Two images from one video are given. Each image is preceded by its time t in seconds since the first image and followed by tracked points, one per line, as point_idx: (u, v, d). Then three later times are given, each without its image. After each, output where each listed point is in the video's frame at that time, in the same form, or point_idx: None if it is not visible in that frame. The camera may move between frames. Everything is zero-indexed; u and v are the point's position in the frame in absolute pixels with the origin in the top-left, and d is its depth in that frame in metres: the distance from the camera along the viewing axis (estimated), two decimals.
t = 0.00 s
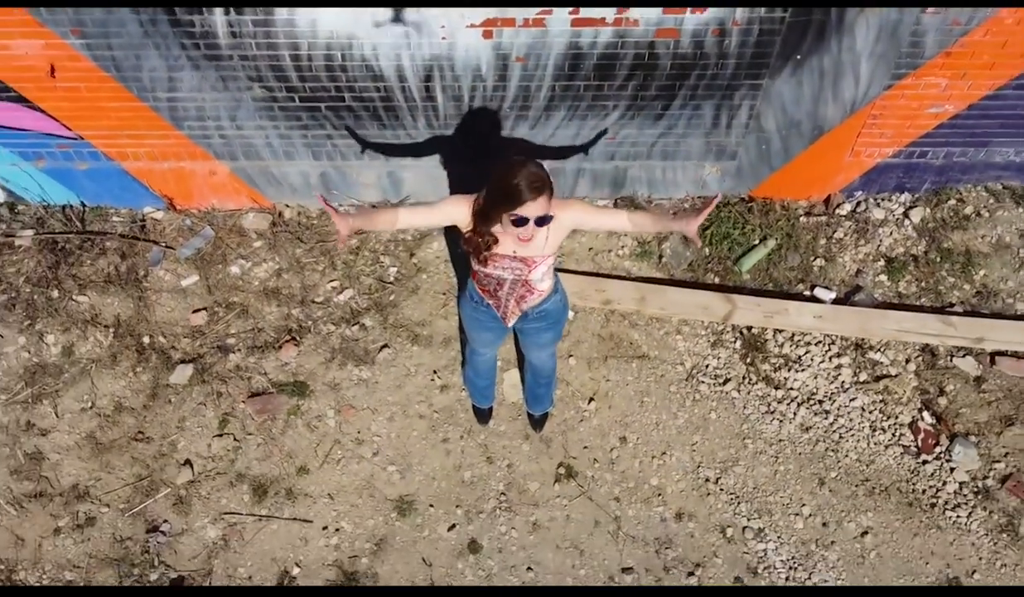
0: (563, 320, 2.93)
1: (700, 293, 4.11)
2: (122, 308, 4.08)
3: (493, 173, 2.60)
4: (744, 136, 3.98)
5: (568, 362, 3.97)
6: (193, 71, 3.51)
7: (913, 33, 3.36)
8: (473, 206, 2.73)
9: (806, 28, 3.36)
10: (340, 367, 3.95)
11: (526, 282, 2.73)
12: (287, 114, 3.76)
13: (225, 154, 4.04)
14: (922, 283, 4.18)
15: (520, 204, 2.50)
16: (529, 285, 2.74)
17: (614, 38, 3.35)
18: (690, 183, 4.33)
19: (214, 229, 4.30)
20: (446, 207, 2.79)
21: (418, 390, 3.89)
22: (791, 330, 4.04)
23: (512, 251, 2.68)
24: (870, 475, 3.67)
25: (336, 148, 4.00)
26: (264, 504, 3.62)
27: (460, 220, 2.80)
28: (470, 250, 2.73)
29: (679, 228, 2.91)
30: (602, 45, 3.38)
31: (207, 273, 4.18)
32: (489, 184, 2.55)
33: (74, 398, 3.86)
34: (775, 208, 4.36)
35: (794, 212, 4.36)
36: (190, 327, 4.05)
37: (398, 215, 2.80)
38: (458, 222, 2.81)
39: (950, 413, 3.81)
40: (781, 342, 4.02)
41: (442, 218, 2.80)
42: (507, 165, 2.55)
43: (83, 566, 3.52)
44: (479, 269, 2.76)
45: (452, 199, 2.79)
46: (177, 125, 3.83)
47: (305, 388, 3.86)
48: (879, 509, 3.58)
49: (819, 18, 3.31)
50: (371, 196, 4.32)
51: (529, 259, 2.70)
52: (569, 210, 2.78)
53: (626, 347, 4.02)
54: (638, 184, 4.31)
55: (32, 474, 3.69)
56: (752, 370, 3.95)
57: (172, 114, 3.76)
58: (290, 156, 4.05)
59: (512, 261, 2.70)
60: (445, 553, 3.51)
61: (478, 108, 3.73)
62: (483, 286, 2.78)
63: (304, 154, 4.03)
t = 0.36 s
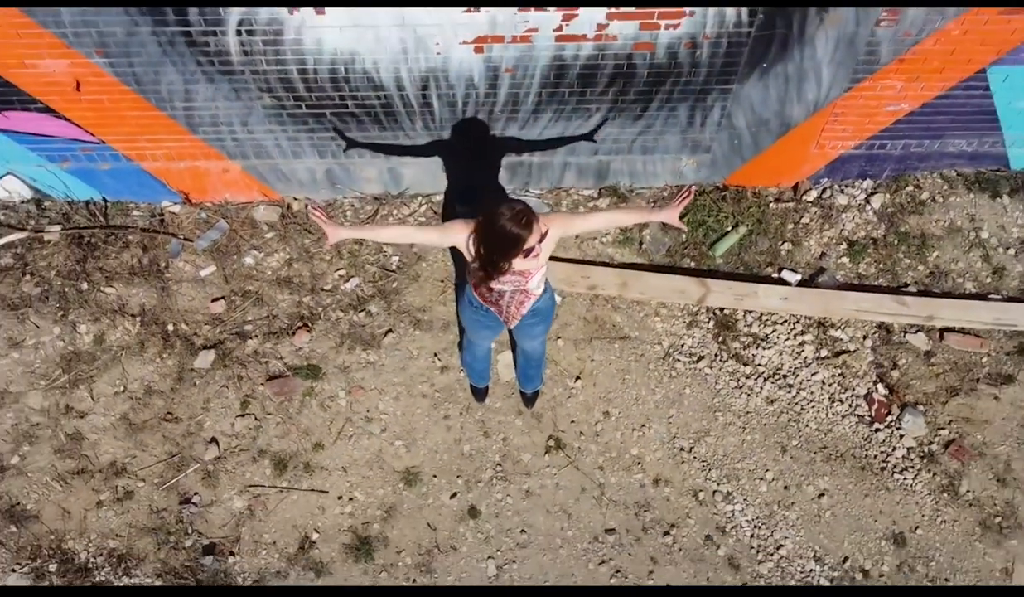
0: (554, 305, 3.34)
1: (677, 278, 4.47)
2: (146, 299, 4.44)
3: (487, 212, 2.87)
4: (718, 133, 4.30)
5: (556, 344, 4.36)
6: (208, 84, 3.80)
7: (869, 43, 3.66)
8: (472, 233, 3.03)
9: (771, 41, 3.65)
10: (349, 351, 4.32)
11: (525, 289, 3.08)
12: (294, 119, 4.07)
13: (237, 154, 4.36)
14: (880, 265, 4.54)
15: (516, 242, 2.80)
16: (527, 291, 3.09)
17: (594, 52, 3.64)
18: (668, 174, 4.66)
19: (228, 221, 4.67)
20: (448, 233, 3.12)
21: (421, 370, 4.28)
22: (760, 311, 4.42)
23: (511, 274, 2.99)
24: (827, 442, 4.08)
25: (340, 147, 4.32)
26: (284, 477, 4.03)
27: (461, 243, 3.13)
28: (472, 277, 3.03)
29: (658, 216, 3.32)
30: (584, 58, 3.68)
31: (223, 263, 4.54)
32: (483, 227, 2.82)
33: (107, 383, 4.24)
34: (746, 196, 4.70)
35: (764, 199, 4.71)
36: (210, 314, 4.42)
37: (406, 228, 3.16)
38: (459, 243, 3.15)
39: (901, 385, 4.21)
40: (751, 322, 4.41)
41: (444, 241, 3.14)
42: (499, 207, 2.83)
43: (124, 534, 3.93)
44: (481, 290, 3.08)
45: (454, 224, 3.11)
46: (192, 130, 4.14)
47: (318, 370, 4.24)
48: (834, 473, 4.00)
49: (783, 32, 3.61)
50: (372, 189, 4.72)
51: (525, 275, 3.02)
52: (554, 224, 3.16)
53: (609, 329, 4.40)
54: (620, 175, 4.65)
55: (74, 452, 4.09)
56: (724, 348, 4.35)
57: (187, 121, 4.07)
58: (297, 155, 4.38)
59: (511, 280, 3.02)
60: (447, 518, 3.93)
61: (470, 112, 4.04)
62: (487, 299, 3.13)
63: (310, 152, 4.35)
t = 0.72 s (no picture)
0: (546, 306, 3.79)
1: (658, 267, 4.83)
2: (169, 291, 4.82)
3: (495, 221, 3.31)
4: (696, 133, 4.63)
5: (548, 330, 4.73)
6: (223, 96, 4.11)
7: (832, 54, 3.96)
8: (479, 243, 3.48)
9: (742, 53, 3.96)
10: (357, 338, 4.70)
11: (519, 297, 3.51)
12: (302, 126, 4.39)
13: (249, 156, 4.69)
14: (847, 252, 4.91)
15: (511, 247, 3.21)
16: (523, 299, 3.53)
17: (580, 65, 3.95)
18: (651, 169, 5.00)
19: (242, 217, 5.04)
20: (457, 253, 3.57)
21: (424, 355, 4.67)
22: (735, 296, 4.80)
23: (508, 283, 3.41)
24: (795, 417, 4.49)
25: (345, 149, 4.64)
26: (301, 454, 4.44)
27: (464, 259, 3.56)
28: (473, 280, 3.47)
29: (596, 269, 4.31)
30: (571, 70, 3.99)
31: (238, 257, 4.93)
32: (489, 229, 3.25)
33: (136, 371, 4.62)
34: (723, 187, 5.05)
35: (740, 190, 5.06)
36: (228, 305, 4.79)
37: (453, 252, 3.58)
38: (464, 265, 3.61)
39: (862, 364, 4.61)
40: (727, 307, 4.79)
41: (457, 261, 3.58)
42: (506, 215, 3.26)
43: (158, 508, 4.34)
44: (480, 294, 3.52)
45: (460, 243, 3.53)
46: (208, 136, 4.46)
47: (330, 357, 4.63)
48: (800, 445, 4.42)
49: (753, 46, 3.91)
50: (375, 185, 5.06)
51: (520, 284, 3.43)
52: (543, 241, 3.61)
53: (597, 315, 4.77)
54: (606, 170, 4.98)
55: (109, 435, 4.48)
56: (702, 332, 4.73)
57: (204, 129, 4.38)
58: (306, 156, 4.70)
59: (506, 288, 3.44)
60: (450, 490, 4.35)
61: (466, 117, 4.35)
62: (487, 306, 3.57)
63: (318, 154, 4.68)
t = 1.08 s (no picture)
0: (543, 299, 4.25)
1: (645, 260, 5.20)
2: (191, 284, 5.18)
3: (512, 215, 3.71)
4: (681, 136, 4.95)
5: (543, 320, 5.10)
6: (241, 107, 4.42)
7: (807, 67, 4.27)
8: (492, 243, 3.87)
9: (721, 67, 4.27)
10: (367, 328, 5.07)
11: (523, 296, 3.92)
12: (314, 132, 4.71)
13: (264, 159, 5.01)
14: (822, 244, 5.26)
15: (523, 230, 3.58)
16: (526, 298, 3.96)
17: (572, 78, 4.26)
18: (639, 166, 5.33)
19: (257, 214, 5.39)
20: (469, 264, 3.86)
21: (429, 344, 5.05)
22: (716, 287, 5.17)
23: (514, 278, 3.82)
24: (770, 399, 4.89)
25: (353, 152, 4.97)
26: (317, 436, 4.84)
27: (467, 272, 3.90)
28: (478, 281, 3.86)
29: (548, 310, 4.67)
30: (564, 82, 4.30)
31: (255, 251, 5.28)
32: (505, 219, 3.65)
33: (163, 359, 5.00)
34: (707, 183, 5.39)
35: (723, 185, 5.40)
36: (247, 297, 5.16)
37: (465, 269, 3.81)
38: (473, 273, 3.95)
39: (833, 349, 5.00)
40: (710, 296, 5.16)
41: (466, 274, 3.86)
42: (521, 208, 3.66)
43: (188, 485, 4.74)
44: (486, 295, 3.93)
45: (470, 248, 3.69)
46: (226, 141, 4.78)
47: (342, 346, 5.01)
48: (775, 425, 4.82)
49: (732, 61, 4.22)
50: (382, 182, 5.39)
51: (526, 280, 3.85)
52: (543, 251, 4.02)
53: (588, 305, 5.14)
54: (598, 168, 5.31)
55: (140, 419, 4.87)
56: (686, 320, 5.10)
57: (222, 136, 4.70)
58: (316, 158, 5.03)
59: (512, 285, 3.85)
60: (455, 468, 4.75)
61: (466, 123, 4.67)
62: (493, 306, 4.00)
63: (328, 156, 5.00)
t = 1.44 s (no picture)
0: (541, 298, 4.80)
1: (636, 255, 5.63)
2: (218, 277, 5.63)
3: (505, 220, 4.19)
4: (670, 141, 5.33)
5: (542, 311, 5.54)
6: (265, 119, 4.82)
7: (784, 83, 4.65)
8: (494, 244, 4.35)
9: (706, 84, 4.65)
10: (380, 318, 5.53)
11: (518, 298, 4.51)
12: (330, 140, 5.10)
13: (283, 161, 5.42)
14: (799, 239, 5.68)
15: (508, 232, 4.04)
16: (519, 300, 4.54)
17: (568, 93, 4.65)
18: (631, 167, 5.72)
19: (278, 210, 5.81)
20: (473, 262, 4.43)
21: (437, 332, 5.50)
22: (701, 280, 5.60)
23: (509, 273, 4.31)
24: (748, 383, 5.36)
25: (366, 156, 5.37)
26: (336, 417, 5.32)
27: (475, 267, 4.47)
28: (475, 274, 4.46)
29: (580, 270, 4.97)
30: (561, 96, 4.69)
31: (277, 246, 5.72)
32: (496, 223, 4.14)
33: (195, 346, 5.46)
34: (695, 182, 5.79)
35: (709, 183, 5.80)
36: (270, 289, 5.60)
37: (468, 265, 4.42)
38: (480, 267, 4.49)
39: (807, 337, 5.46)
40: (695, 288, 5.60)
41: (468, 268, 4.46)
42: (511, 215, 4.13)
43: (220, 462, 5.23)
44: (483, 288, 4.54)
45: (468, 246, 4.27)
46: (250, 147, 5.18)
47: (358, 334, 5.46)
48: (753, 407, 5.30)
49: (715, 78, 4.60)
50: (392, 180, 5.80)
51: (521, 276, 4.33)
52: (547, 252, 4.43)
53: (584, 297, 5.58)
54: (593, 168, 5.71)
55: (175, 401, 5.35)
56: (673, 310, 5.55)
57: (246, 142, 5.10)
58: (332, 161, 5.43)
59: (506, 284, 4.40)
60: (461, 446, 5.25)
61: (471, 131, 5.07)
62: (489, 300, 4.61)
63: (343, 159, 5.40)
